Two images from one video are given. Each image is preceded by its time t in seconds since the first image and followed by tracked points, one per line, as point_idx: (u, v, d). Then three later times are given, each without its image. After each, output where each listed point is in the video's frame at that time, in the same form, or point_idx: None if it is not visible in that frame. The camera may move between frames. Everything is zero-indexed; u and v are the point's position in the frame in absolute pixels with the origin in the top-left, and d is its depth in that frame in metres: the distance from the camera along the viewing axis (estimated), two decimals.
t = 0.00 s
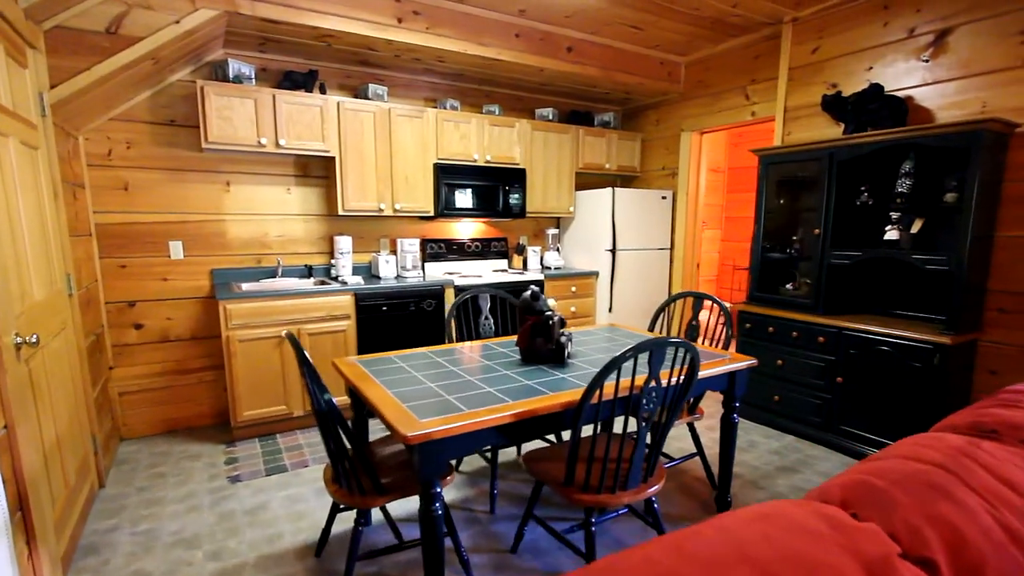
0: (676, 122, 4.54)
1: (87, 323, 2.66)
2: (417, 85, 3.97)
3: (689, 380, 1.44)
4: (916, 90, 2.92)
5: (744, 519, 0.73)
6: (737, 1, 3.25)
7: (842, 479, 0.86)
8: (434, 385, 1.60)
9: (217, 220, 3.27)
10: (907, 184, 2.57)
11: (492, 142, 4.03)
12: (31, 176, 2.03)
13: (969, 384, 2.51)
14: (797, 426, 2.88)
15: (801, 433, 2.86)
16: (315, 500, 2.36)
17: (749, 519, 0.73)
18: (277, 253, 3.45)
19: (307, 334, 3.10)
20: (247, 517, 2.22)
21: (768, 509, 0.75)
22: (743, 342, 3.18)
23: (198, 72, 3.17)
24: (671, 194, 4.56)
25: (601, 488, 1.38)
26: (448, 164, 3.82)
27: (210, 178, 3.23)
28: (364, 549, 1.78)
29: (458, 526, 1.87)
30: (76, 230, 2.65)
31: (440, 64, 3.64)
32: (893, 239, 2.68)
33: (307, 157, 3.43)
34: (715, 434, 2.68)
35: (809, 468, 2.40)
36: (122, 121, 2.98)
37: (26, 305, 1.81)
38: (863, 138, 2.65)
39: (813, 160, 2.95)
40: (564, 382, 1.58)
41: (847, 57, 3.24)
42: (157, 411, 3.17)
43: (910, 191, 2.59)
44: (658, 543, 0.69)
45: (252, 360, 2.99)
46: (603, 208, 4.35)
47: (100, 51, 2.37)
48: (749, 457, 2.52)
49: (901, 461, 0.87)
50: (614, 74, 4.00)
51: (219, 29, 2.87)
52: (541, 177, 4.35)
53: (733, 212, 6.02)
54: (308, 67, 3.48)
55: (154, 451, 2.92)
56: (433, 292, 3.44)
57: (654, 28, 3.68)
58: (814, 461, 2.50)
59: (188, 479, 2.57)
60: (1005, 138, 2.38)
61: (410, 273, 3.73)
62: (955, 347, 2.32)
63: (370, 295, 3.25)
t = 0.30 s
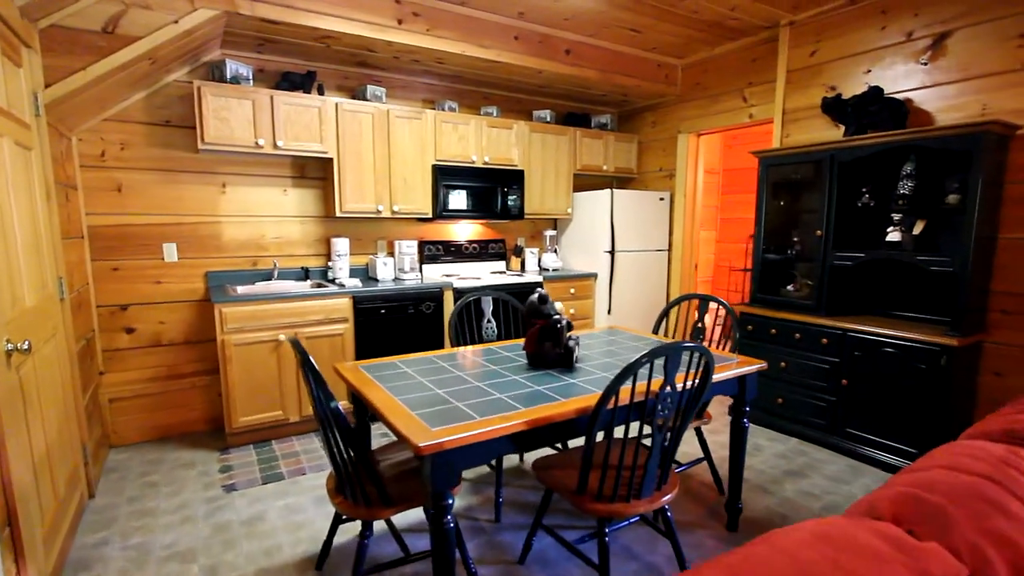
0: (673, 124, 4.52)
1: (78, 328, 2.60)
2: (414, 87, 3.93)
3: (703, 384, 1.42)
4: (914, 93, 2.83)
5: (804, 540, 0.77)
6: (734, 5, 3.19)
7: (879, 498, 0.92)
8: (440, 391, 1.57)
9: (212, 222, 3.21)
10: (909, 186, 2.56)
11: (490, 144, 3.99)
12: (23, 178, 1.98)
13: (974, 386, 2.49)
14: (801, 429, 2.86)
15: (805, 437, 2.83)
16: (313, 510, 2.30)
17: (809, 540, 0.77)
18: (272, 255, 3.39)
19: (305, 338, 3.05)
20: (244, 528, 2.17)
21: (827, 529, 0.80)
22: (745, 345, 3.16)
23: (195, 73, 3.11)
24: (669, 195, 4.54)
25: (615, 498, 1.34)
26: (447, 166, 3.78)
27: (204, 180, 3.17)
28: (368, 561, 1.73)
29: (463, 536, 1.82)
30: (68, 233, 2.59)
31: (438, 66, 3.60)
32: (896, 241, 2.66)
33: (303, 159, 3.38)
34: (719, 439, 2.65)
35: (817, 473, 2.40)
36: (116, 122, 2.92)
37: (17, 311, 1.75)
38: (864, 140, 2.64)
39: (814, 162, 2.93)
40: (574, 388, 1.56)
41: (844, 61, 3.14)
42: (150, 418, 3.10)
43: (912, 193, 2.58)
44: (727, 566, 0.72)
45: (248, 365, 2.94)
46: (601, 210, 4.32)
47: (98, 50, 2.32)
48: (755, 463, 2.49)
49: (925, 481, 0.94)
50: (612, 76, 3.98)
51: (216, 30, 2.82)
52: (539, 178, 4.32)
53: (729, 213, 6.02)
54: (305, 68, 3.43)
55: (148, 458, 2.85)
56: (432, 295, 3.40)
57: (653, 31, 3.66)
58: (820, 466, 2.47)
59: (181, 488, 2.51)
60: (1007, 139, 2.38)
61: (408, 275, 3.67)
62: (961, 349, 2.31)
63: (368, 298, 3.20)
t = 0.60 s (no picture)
0: (672, 126, 4.49)
1: (66, 332, 2.52)
2: (412, 87, 3.88)
3: (720, 390, 1.39)
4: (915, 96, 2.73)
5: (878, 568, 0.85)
6: (734, 8, 3.12)
7: (938, 524, 1.01)
8: (448, 398, 1.52)
9: (206, 223, 3.13)
10: (914, 187, 2.53)
11: (489, 145, 3.95)
12: (13, 179, 1.91)
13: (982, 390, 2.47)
14: (807, 433, 2.83)
15: (812, 441, 2.80)
16: (310, 522, 2.23)
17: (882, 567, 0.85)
18: (268, 257, 3.32)
19: (301, 342, 2.98)
20: (237, 542, 2.09)
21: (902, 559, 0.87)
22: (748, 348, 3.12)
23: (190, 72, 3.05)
24: (668, 197, 4.51)
25: (631, 511, 1.33)
26: (445, 167, 3.73)
27: (198, 180, 3.10)
28: None
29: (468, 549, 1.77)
30: (58, 235, 2.51)
31: (438, 67, 3.56)
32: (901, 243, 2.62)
33: (300, 159, 3.32)
34: (725, 446, 2.60)
35: (827, 480, 2.40)
36: (109, 121, 2.85)
37: (3, 316, 1.68)
38: (869, 141, 2.61)
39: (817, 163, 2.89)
40: (585, 395, 1.53)
41: (843, 64, 3.03)
42: (141, 424, 3.03)
43: (918, 195, 2.54)
44: None
45: (243, 370, 2.87)
46: (601, 212, 4.29)
47: (94, 48, 2.25)
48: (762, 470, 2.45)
49: (973, 507, 1.03)
50: (612, 78, 3.94)
51: (214, 29, 2.76)
52: (538, 179, 4.27)
53: (727, 216, 6.00)
54: (304, 68, 3.37)
55: (140, 467, 2.78)
56: (431, 298, 3.33)
57: (655, 34, 3.63)
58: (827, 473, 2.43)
59: (172, 500, 2.43)
60: (1014, 142, 2.36)
61: (406, 278, 3.61)
62: (972, 352, 2.28)
63: (365, 301, 3.14)
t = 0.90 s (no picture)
0: (674, 127, 4.43)
1: (50, 337, 2.41)
2: (409, 86, 3.80)
3: (743, 401, 1.34)
4: (925, 95, 2.68)
5: None
6: (740, 6, 3.06)
7: None
8: (456, 408, 1.45)
9: (197, 224, 3.03)
10: (929, 188, 2.48)
11: (488, 145, 3.87)
12: None
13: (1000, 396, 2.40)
14: (819, 441, 2.78)
15: (820, 448, 2.76)
16: (305, 537, 2.13)
17: None
18: (261, 259, 3.21)
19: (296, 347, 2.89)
20: (228, 559, 1.99)
21: None
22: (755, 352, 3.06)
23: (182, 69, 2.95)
24: (670, 199, 4.45)
25: (653, 530, 1.28)
26: (444, 168, 3.65)
27: (191, 180, 3.00)
28: None
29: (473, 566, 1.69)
30: (43, 236, 2.41)
31: (437, 65, 3.48)
32: (914, 245, 2.57)
33: (295, 158, 3.22)
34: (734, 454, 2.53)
35: (842, 489, 2.35)
36: (97, 119, 2.75)
37: None
38: (880, 140, 2.55)
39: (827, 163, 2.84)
40: (600, 404, 1.47)
41: (850, 63, 2.98)
42: (129, 433, 2.91)
43: (932, 195, 2.49)
44: None
45: (235, 376, 2.77)
46: (602, 213, 4.21)
47: (81, 41, 2.14)
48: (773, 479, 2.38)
49: None
50: (614, 78, 3.88)
51: (207, 24, 2.67)
52: (538, 180, 4.20)
53: (727, 218, 5.94)
54: (300, 66, 3.28)
55: (128, 478, 2.67)
56: (429, 301, 3.24)
57: (658, 33, 3.56)
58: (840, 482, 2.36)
59: (160, 513, 2.32)
60: None
61: (403, 280, 3.51)
62: (992, 357, 2.24)
63: (362, 304, 3.04)
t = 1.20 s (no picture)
0: (677, 126, 4.35)
1: (33, 344, 2.30)
2: (407, 83, 3.70)
3: (771, 415, 1.31)
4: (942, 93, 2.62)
5: None
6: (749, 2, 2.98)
7: None
8: (466, 424, 1.41)
9: (188, 225, 2.92)
10: (947, 188, 2.45)
11: (489, 144, 3.78)
12: None
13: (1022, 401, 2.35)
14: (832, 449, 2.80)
15: (837, 457, 2.77)
16: (301, 554, 2.04)
17: None
18: (255, 260, 3.10)
19: (291, 353, 2.78)
20: None
21: None
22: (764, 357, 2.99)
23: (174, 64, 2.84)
24: (672, 199, 4.38)
25: (678, 553, 1.23)
26: (444, 167, 3.56)
27: (182, 179, 2.89)
28: None
29: None
30: (26, 237, 2.30)
31: (436, 61, 3.39)
32: (931, 247, 2.56)
33: (290, 157, 3.12)
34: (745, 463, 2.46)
35: (860, 501, 2.38)
36: (85, 115, 2.63)
37: None
38: (896, 139, 2.52)
39: (841, 163, 2.79)
40: (621, 419, 1.42)
41: (861, 60, 2.91)
42: (117, 442, 2.80)
43: (950, 196, 2.46)
44: None
45: (228, 382, 2.66)
46: (604, 214, 4.12)
47: (69, 32, 1.95)
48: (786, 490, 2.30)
49: None
50: (617, 75, 3.79)
51: (199, 17, 2.56)
52: (538, 180, 4.11)
53: (728, 219, 5.87)
54: (296, 62, 3.18)
55: (115, 490, 2.56)
56: (428, 304, 3.14)
57: (664, 30, 3.48)
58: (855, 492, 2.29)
59: (148, 528, 2.22)
60: None
61: (401, 283, 3.41)
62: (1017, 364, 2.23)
63: (360, 308, 2.94)
